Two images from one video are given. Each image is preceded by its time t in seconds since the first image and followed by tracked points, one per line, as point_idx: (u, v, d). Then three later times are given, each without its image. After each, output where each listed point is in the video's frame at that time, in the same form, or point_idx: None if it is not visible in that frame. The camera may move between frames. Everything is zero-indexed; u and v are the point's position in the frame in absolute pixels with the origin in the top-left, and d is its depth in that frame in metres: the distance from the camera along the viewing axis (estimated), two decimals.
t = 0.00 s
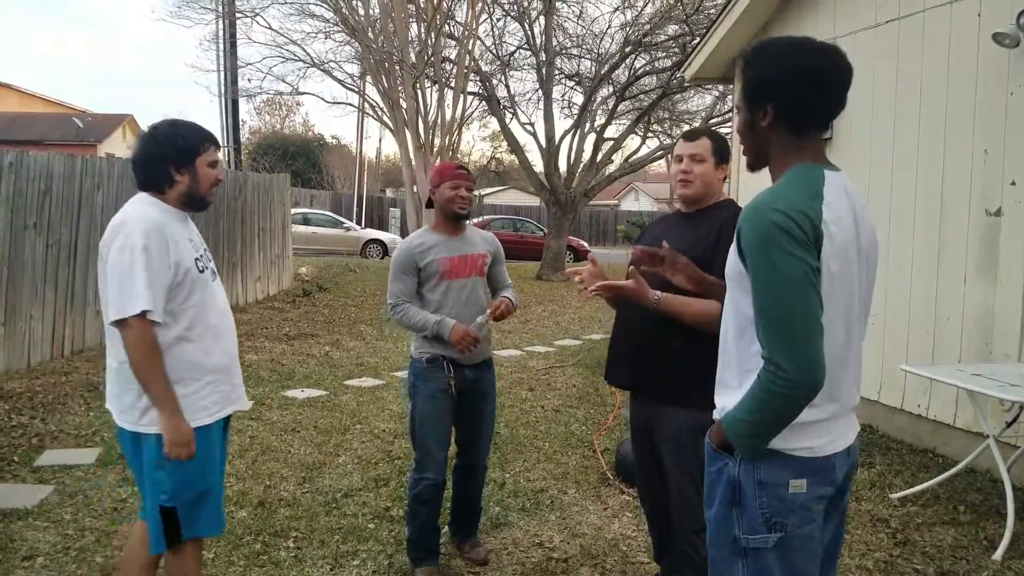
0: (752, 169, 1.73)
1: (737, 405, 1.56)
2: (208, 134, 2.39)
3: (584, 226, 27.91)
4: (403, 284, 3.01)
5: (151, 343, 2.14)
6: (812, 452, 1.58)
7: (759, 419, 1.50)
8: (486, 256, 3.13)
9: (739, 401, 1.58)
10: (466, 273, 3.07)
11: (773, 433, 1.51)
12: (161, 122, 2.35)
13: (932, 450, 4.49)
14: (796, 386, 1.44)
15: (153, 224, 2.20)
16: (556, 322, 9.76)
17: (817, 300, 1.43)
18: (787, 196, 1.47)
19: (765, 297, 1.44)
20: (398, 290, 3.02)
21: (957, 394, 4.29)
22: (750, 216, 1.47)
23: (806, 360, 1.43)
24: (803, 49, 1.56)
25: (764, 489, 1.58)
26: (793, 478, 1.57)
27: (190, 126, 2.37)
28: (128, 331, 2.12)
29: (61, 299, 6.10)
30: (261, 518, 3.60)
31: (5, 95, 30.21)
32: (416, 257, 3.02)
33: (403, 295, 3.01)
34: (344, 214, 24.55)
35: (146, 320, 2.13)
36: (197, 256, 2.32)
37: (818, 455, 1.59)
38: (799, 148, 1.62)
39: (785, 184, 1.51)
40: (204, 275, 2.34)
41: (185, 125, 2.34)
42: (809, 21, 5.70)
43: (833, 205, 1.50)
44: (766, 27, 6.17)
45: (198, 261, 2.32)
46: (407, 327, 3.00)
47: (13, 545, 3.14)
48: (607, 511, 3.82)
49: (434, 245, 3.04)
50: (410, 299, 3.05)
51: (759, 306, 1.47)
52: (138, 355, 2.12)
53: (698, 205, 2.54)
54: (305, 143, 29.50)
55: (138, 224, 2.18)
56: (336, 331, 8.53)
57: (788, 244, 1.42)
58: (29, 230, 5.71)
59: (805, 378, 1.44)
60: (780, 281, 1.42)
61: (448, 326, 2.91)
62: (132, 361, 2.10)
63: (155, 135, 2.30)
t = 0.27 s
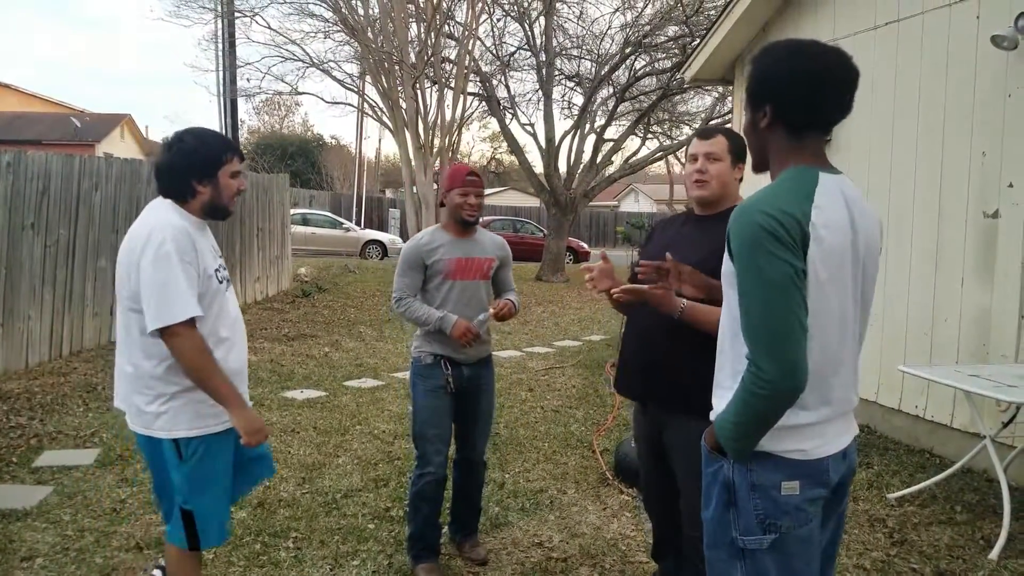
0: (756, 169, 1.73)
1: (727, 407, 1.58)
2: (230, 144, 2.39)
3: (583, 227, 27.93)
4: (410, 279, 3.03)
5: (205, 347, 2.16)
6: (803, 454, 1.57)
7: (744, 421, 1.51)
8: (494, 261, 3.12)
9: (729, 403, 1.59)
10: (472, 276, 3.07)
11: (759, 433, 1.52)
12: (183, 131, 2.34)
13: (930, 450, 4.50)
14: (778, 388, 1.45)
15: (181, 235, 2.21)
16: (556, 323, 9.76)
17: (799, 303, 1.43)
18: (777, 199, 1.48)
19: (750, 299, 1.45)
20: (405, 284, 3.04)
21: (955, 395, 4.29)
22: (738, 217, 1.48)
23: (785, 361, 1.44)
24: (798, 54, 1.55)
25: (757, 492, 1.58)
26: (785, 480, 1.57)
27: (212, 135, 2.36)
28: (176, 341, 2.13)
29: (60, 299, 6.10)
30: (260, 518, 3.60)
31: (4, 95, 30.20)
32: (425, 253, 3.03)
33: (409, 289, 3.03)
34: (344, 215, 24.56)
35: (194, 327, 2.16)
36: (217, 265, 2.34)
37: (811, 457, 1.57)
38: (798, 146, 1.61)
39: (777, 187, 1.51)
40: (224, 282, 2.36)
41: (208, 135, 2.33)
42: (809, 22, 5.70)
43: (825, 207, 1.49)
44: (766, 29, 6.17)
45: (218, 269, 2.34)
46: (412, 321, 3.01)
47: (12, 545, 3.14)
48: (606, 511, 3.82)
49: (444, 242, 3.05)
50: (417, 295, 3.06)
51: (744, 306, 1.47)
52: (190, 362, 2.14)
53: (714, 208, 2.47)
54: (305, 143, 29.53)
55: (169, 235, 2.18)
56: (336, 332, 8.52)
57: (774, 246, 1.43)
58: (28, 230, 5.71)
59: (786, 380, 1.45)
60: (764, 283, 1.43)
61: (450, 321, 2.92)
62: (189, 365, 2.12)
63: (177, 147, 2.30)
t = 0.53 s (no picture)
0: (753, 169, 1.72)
1: (720, 408, 1.59)
2: (239, 144, 2.40)
3: (581, 228, 27.95)
4: (405, 271, 3.04)
5: (191, 345, 2.16)
6: (796, 456, 1.57)
7: (734, 422, 1.52)
8: (489, 264, 3.12)
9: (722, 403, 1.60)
10: (464, 276, 3.08)
11: (749, 434, 1.53)
12: (196, 131, 2.39)
13: (926, 450, 4.50)
14: (767, 389, 1.46)
15: (179, 232, 2.21)
16: (553, 324, 9.76)
17: (789, 303, 1.44)
18: (770, 201, 1.48)
19: (741, 300, 1.46)
20: (399, 277, 3.04)
21: (951, 395, 4.30)
22: (731, 219, 1.49)
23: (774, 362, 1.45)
24: (799, 57, 1.56)
25: (751, 494, 1.58)
26: (779, 482, 1.57)
27: (221, 135, 2.39)
28: (166, 337, 2.14)
29: (57, 301, 6.09)
30: (257, 520, 3.59)
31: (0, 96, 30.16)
32: (420, 247, 3.04)
33: (403, 282, 3.04)
34: (342, 216, 24.56)
35: (183, 323, 2.16)
36: (219, 263, 2.35)
37: (804, 460, 1.57)
38: (794, 147, 1.61)
39: (772, 189, 1.52)
40: (226, 281, 2.36)
41: (216, 135, 2.36)
42: (804, 23, 5.71)
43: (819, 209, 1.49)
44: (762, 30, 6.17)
45: (220, 268, 2.34)
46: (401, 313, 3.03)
47: (8, 548, 3.13)
48: (604, 512, 3.82)
49: (440, 238, 3.07)
50: (410, 289, 3.07)
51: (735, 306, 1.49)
52: (176, 359, 2.14)
53: (722, 212, 2.44)
54: (302, 144, 29.53)
55: (165, 233, 2.19)
56: (333, 333, 8.52)
57: (765, 249, 1.43)
58: (25, 231, 5.70)
59: (774, 382, 1.45)
60: (754, 285, 1.44)
61: (440, 315, 2.94)
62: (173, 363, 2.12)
63: (189, 144, 2.34)
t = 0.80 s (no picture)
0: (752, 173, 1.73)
1: (706, 411, 1.59)
2: (243, 143, 2.47)
3: (575, 231, 27.98)
4: (386, 282, 3.04)
5: (147, 341, 2.18)
6: (783, 461, 1.57)
7: (718, 424, 1.53)
8: (471, 267, 3.11)
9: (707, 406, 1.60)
10: (446, 281, 3.05)
11: (733, 437, 1.53)
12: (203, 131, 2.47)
13: (918, 453, 4.51)
14: (750, 392, 1.46)
15: (161, 228, 2.26)
16: (547, 327, 9.76)
17: (772, 305, 1.44)
18: (756, 204, 1.48)
19: (725, 302, 1.47)
20: (382, 287, 3.05)
21: (942, 398, 4.31)
22: (716, 221, 1.49)
23: (757, 364, 1.45)
24: (811, 55, 1.56)
25: (740, 498, 1.59)
26: (767, 486, 1.57)
27: (226, 135, 2.46)
28: (124, 329, 2.17)
29: (48, 303, 6.07)
30: (249, 524, 3.58)
31: None
32: (401, 258, 3.03)
33: (385, 292, 3.05)
34: (335, 219, 24.51)
35: (144, 319, 2.18)
36: (208, 261, 2.36)
37: (792, 463, 1.57)
38: (790, 154, 1.61)
39: (758, 192, 1.52)
40: (213, 281, 2.37)
41: (219, 135, 2.43)
42: (796, 29, 5.74)
43: (805, 213, 1.50)
44: (754, 35, 6.20)
45: (208, 267, 2.35)
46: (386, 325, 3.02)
47: None
48: (598, 515, 3.82)
49: (420, 248, 3.05)
50: (393, 298, 3.07)
51: (719, 307, 1.49)
52: (128, 355, 2.16)
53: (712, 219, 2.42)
54: (296, 147, 29.50)
55: (146, 228, 2.24)
56: (326, 336, 8.50)
57: (747, 251, 1.43)
58: (16, 234, 5.67)
59: (756, 385, 1.46)
60: (738, 288, 1.44)
61: (418, 328, 2.92)
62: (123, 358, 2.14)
63: (195, 142, 2.43)
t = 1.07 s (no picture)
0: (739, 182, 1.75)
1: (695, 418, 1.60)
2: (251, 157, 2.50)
3: (568, 237, 28.03)
4: (363, 293, 3.05)
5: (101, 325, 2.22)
6: (771, 469, 1.58)
7: (707, 432, 1.54)
8: (450, 269, 3.11)
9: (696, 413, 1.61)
10: (426, 286, 3.05)
11: (721, 445, 1.54)
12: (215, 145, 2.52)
13: (911, 459, 4.54)
14: (737, 401, 1.47)
15: (150, 228, 2.31)
16: (541, 333, 9.77)
17: (760, 313, 1.45)
18: (743, 212, 1.49)
19: (712, 309, 1.48)
20: (360, 298, 3.06)
21: (935, 404, 4.34)
22: (705, 229, 1.50)
23: (744, 372, 1.46)
24: (786, 67, 1.58)
25: (727, 505, 1.60)
26: (754, 494, 1.58)
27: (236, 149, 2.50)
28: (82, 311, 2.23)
29: (40, 310, 6.04)
30: (241, 532, 3.57)
31: None
32: (377, 267, 3.04)
33: (364, 303, 3.05)
34: (328, 225, 24.48)
35: (100, 303, 2.23)
36: (192, 267, 2.36)
37: (780, 471, 1.58)
38: (773, 163, 1.62)
39: (746, 200, 1.53)
40: (196, 285, 2.36)
41: (228, 148, 2.48)
42: (786, 37, 5.78)
43: (792, 222, 1.51)
44: (745, 42, 6.24)
45: (192, 271, 2.36)
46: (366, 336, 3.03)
47: None
48: (591, 523, 3.82)
49: (396, 256, 3.05)
50: (373, 308, 3.08)
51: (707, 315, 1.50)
52: (86, 335, 2.22)
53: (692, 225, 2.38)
54: (289, 153, 29.47)
55: (136, 226, 2.30)
56: (319, 343, 8.49)
57: (735, 259, 1.44)
58: (8, 240, 5.64)
59: (744, 393, 1.47)
60: (725, 296, 1.45)
61: (396, 335, 2.92)
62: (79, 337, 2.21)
63: (206, 154, 2.48)
